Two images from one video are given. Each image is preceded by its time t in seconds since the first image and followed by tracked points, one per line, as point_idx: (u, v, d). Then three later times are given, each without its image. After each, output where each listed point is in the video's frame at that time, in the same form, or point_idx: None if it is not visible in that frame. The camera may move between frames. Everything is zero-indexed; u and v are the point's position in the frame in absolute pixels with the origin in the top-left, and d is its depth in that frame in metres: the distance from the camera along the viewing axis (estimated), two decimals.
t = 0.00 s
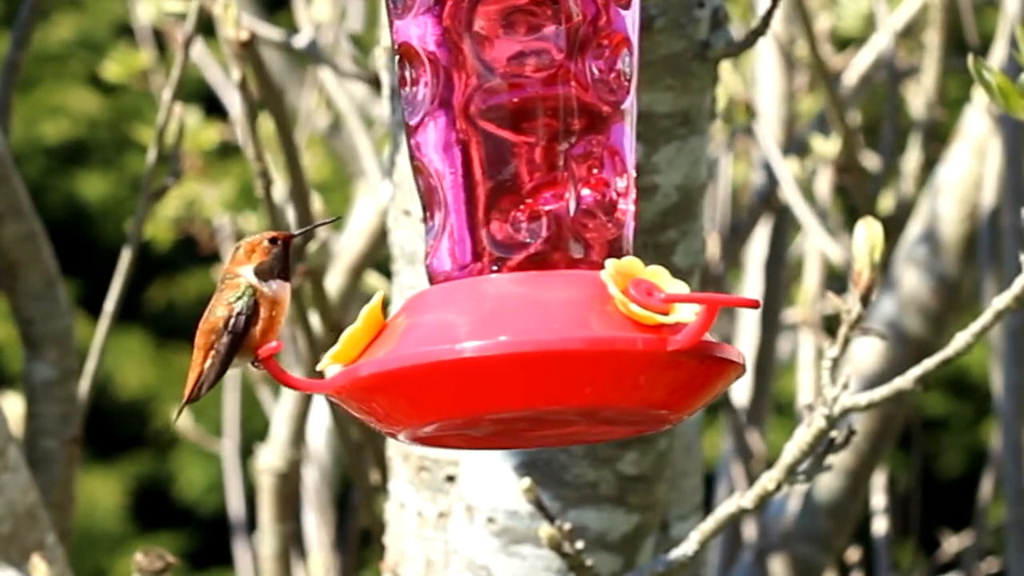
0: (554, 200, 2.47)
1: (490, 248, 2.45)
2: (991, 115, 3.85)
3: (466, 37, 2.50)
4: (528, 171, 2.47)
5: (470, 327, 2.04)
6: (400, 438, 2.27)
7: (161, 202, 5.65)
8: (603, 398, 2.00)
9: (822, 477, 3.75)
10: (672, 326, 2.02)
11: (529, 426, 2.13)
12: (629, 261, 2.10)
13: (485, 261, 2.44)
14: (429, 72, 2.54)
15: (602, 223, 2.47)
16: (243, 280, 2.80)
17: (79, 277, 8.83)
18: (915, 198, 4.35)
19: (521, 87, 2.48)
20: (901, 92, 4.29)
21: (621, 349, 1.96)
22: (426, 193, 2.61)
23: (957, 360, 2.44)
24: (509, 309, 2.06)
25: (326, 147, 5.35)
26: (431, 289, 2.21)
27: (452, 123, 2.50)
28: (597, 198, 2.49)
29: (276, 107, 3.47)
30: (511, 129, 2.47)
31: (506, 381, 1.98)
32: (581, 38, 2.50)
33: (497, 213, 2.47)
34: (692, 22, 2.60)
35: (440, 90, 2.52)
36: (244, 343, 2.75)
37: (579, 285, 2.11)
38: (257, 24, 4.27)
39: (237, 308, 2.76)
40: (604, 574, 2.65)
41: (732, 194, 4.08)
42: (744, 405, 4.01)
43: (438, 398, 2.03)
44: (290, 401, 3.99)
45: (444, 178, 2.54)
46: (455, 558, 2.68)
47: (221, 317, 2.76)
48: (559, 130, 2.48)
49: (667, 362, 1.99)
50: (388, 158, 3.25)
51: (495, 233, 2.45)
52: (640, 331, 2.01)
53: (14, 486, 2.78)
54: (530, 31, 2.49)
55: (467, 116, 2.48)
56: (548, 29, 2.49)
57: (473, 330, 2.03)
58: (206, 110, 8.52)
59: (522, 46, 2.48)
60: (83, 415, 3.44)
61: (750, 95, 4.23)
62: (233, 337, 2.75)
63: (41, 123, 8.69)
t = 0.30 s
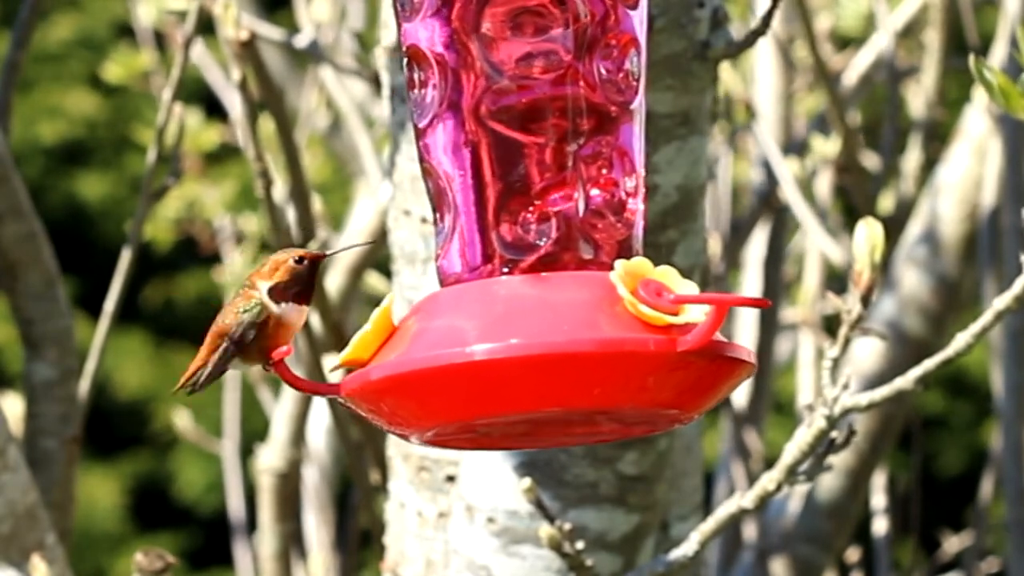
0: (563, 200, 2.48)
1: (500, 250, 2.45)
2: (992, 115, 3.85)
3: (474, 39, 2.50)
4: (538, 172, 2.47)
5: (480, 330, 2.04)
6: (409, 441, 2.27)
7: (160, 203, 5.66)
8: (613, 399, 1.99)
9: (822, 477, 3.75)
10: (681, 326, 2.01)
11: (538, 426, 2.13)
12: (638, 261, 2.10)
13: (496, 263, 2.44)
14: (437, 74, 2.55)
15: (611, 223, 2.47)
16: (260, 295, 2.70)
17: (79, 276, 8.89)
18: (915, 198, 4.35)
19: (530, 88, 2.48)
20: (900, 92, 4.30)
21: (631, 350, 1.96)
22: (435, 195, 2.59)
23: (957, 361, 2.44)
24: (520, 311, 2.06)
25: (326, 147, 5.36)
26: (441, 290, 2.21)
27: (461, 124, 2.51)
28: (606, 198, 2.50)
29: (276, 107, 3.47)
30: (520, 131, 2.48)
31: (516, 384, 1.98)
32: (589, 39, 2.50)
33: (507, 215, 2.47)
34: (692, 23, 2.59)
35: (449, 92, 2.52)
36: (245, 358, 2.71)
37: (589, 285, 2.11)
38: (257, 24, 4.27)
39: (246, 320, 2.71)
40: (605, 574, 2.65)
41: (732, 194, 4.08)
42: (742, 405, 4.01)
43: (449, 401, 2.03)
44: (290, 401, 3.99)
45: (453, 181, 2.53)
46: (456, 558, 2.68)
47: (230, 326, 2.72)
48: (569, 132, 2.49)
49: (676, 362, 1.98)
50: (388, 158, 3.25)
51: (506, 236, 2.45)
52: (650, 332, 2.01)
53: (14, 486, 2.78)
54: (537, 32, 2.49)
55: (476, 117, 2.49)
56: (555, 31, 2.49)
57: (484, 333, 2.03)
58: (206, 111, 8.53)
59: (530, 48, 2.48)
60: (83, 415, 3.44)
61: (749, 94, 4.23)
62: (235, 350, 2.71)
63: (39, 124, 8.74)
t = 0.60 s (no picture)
0: (549, 203, 2.46)
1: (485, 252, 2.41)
2: (992, 115, 3.85)
3: (463, 41, 2.47)
4: (524, 175, 2.45)
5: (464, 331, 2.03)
6: (393, 441, 2.26)
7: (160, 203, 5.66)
8: (598, 401, 1.99)
9: (822, 477, 3.75)
10: (666, 330, 2.03)
11: (522, 428, 2.12)
12: (624, 265, 2.09)
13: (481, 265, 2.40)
14: (425, 74, 2.51)
15: (597, 226, 2.45)
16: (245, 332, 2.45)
17: (79, 277, 8.95)
18: (915, 198, 4.35)
19: (518, 90, 2.45)
20: (900, 92, 4.29)
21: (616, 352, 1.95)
22: (421, 196, 2.57)
23: (957, 361, 2.44)
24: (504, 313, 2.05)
25: (326, 147, 5.36)
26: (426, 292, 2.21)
27: (449, 125, 2.48)
28: (593, 201, 2.48)
29: (275, 107, 3.47)
30: (508, 133, 2.45)
31: (500, 385, 1.97)
32: (579, 41, 2.48)
33: (493, 217, 2.44)
34: (692, 22, 2.60)
35: (437, 93, 2.49)
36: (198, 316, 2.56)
37: (574, 289, 2.11)
38: (256, 24, 4.27)
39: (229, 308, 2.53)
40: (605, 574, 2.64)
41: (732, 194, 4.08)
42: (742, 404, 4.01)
43: (432, 402, 2.02)
44: (290, 401, 3.99)
45: (440, 181, 2.51)
46: (455, 558, 2.68)
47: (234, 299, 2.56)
48: (557, 135, 2.47)
49: (662, 365, 1.98)
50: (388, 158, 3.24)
51: (492, 237, 2.42)
52: (635, 336, 2.01)
53: (14, 486, 2.78)
54: (527, 34, 2.47)
55: (465, 119, 2.46)
56: (545, 33, 2.47)
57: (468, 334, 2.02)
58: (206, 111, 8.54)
59: (519, 50, 2.46)
60: (83, 415, 3.44)
61: (749, 94, 4.23)
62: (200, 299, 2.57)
63: (39, 123, 8.76)
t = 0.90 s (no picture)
0: (537, 203, 2.44)
1: (473, 251, 2.42)
2: (992, 115, 3.85)
3: (453, 40, 2.48)
4: (512, 174, 2.45)
5: (451, 329, 2.03)
6: (382, 439, 2.26)
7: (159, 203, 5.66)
8: (586, 400, 1.99)
9: (822, 477, 3.75)
10: (653, 331, 2.02)
11: (510, 427, 2.12)
12: (612, 265, 2.08)
13: (468, 264, 2.41)
14: (415, 73, 2.52)
15: (585, 226, 2.43)
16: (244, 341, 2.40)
17: (78, 276, 8.93)
18: (915, 198, 4.35)
19: (507, 90, 2.46)
20: (900, 91, 4.29)
21: (602, 352, 1.95)
22: (410, 194, 2.57)
23: (957, 361, 2.43)
24: (490, 311, 2.05)
25: (326, 147, 5.36)
26: (414, 290, 2.21)
27: (438, 124, 2.48)
28: (581, 201, 2.46)
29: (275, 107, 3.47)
30: (496, 133, 2.46)
31: (486, 384, 1.97)
32: (568, 41, 2.48)
33: (480, 215, 2.44)
34: (692, 22, 2.60)
35: (426, 92, 2.49)
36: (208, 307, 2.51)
37: (562, 288, 2.10)
38: (256, 23, 4.27)
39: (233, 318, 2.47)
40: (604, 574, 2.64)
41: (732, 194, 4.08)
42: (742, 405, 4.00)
43: (419, 400, 2.02)
44: (290, 401, 3.98)
45: (429, 180, 2.51)
46: (455, 558, 2.68)
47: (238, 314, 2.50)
48: (545, 134, 2.47)
49: (650, 365, 1.98)
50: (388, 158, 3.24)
51: (479, 236, 2.43)
52: (622, 336, 2.00)
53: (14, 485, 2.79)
54: (517, 33, 2.48)
55: (453, 117, 2.46)
56: (534, 33, 2.48)
57: (454, 332, 2.02)
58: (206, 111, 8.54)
59: (508, 49, 2.47)
60: (83, 415, 3.44)
61: (750, 94, 4.23)
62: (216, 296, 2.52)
63: (40, 124, 8.78)
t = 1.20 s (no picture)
0: (553, 201, 2.45)
1: (490, 250, 2.42)
2: (992, 114, 3.85)
3: (467, 39, 2.47)
4: (528, 172, 2.46)
5: (469, 328, 2.03)
6: (399, 439, 2.26)
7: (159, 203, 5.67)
8: (603, 398, 1.99)
9: (822, 477, 3.75)
10: (670, 327, 2.00)
11: (527, 426, 2.12)
12: (628, 262, 2.09)
13: (485, 263, 2.41)
14: (428, 73, 2.52)
15: (601, 224, 2.45)
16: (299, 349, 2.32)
17: (78, 275, 8.95)
18: (915, 198, 4.35)
19: (521, 88, 2.46)
20: (901, 91, 4.29)
21: (620, 349, 1.94)
22: (426, 194, 2.58)
23: (957, 359, 2.43)
24: (508, 310, 2.05)
25: (326, 147, 5.36)
26: (430, 290, 2.20)
27: (452, 124, 2.48)
28: (597, 199, 2.47)
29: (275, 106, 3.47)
30: (511, 132, 2.46)
31: (505, 383, 1.97)
32: (582, 38, 2.48)
33: (496, 215, 2.44)
34: (692, 22, 2.59)
35: (440, 92, 2.49)
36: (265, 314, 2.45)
37: (578, 285, 2.10)
38: (257, 24, 4.27)
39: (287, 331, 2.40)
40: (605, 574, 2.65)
41: (732, 195, 4.08)
42: (744, 406, 4.00)
43: (438, 400, 2.01)
44: (290, 401, 3.98)
45: (444, 180, 2.51)
46: (456, 558, 2.68)
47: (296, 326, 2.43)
48: (560, 132, 2.46)
49: (667, 363, 1.97)
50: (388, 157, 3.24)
51: (495, 235, 2.43)
52: (639, 333, 2.00)
53: (14, 485, 2.79)
54: (530, 32, 2.47)
55: (468, 117, 2.46)
56: (547, 31, 2.47)
57: (472, 332, 2.01)
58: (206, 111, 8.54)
59: (522, 48, 2.46)
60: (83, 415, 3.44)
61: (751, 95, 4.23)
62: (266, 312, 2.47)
63: (40, 125, 8.77)
